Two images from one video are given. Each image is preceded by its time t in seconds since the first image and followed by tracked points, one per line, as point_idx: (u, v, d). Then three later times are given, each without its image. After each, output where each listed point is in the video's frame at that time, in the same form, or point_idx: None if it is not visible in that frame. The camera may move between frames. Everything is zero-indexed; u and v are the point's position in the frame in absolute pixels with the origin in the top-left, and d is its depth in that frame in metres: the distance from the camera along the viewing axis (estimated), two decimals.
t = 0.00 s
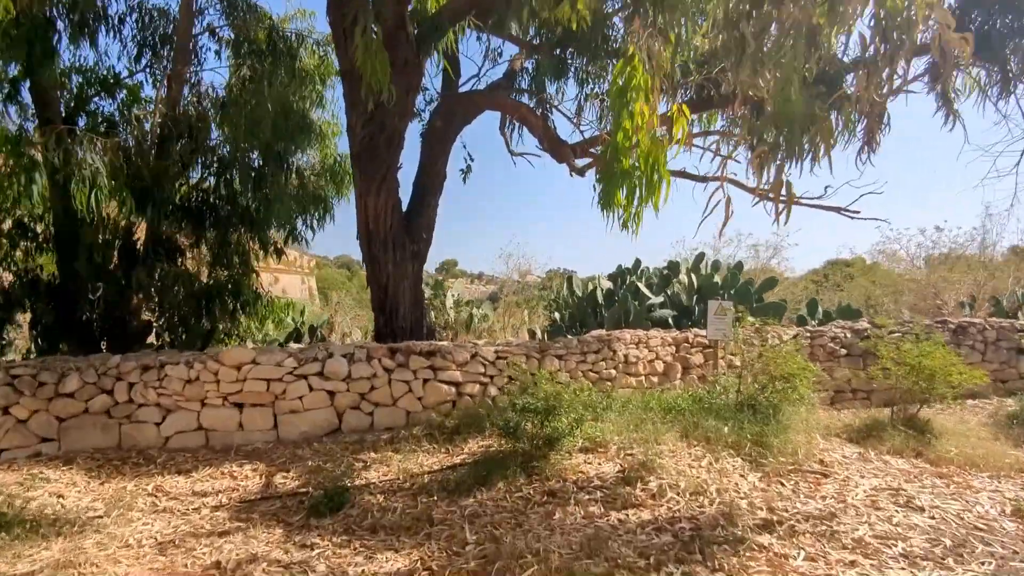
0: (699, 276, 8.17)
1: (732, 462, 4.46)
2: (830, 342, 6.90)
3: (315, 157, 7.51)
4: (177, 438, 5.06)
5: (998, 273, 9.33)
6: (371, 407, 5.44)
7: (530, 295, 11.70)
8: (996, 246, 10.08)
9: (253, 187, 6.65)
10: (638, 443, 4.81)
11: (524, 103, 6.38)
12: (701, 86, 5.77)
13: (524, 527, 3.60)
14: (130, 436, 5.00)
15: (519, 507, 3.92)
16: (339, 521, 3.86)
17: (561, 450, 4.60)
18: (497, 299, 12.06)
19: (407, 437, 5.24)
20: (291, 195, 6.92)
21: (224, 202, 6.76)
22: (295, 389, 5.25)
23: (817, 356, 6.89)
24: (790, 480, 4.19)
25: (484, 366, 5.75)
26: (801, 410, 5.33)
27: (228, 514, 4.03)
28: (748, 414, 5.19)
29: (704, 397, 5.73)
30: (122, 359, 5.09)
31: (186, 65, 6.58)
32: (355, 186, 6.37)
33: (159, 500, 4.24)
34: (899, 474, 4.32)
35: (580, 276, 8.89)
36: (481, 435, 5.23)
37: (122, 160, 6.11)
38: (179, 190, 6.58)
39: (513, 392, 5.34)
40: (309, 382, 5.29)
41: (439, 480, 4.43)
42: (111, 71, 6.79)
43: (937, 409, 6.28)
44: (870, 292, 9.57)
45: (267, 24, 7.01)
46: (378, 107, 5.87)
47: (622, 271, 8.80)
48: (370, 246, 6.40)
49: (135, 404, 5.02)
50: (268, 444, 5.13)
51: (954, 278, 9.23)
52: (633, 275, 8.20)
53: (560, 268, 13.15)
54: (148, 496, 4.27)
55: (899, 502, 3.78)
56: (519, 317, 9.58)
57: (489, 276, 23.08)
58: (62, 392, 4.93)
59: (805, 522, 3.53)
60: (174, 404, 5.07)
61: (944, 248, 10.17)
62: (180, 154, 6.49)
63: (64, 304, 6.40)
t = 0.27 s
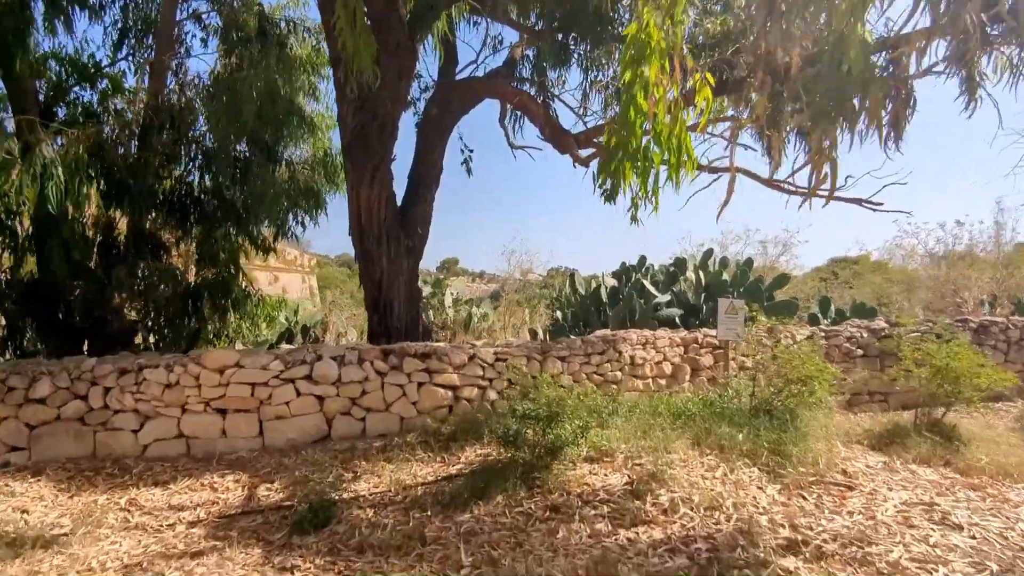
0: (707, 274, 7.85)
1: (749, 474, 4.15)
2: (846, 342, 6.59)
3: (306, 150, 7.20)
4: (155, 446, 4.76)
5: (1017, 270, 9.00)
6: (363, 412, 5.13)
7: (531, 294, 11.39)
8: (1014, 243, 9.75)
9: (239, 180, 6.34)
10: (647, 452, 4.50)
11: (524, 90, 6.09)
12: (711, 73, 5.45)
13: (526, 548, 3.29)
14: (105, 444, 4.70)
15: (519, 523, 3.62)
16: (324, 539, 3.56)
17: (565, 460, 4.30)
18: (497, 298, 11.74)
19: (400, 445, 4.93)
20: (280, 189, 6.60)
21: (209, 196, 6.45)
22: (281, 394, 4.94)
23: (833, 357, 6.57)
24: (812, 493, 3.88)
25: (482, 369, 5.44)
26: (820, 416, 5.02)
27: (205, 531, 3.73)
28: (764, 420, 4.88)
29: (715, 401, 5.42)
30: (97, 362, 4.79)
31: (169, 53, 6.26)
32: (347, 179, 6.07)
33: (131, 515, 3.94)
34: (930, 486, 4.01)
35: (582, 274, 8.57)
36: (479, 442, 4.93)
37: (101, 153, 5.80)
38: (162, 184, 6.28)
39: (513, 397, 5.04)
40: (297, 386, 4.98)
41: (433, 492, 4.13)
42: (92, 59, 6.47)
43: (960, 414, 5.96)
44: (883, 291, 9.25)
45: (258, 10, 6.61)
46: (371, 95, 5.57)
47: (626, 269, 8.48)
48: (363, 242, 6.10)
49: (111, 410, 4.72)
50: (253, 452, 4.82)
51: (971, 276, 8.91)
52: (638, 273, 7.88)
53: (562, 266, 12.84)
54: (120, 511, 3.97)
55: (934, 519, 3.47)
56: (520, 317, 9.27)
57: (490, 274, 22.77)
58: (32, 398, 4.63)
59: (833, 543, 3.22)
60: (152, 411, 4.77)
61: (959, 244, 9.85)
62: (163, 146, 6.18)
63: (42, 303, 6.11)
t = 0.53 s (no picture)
0: (712, 268, 7.57)
1: (763, 482, 3.88)
2: (858, 338, 6.31)
3: (295, 141, 6.90)
4: (132, 454, 4.50)
5: None
6: (351, 416, 4.87)
7: (531, 289, 11.12)
8: None
9: (222, 172, 6.06)
10: (652, 458, 4.23)
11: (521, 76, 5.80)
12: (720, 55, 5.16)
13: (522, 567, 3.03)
14: (80, 452, 4.45)
15: (516, 539, 3.37)
16: (305, 557, 3.29)
17: (566, 468, 4.03)
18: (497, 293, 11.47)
19: (390, 451, 4.66)
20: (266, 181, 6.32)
21: (192, 189, 6.17)
22: (264, 397, 4.67)
23: (846, 354, 6.30)
24: (831, 503, 3.62)
25: (478, 370, 5.17)
26: (835, 418, 4.75)
27: (178, 547, 3.46)
28: (776, 422, 4.61)
29: (723, 402, 5.15)
30: (69, 365, 4.52)
31: (149, 39, 5.96)
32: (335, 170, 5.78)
33: (100, 530, 3.67)
34: (960, 495, 3.73)
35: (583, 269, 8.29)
36: (475, 448, 4.66)
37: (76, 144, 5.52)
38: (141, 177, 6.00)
39: (510, 400, 4.77)
40: (281, 390, 4.71)
41: (425, 503, 3.86)
42: (68, 47, 6.18)
43: (981, 414, 5.69)
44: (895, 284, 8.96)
45: None
46: (360, 81, 5.30)
47: (628, 263, 8.20)
48: (352, 237, 5.82)
49: (84, 416, 4.47)
50: (235, 460, 4.56)
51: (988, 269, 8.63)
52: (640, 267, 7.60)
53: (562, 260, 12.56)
54: (88, 526, 3.70)
55: (967, 535, 3.20)
56: (519, 313, 9.00)
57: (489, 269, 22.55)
58: None
59: (859, 563, 2.96)
60: (128, 416, 4.51)
61: (972, 236, 9.55)
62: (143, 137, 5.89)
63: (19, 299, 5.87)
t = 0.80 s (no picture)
0: (716, 259, 7.26)
1: (775, 488, 3.59)
2: (870, 332, 6.01)
3: (280, 128, 6.60)
4: (99, 459, 4.22)
5: None
6: (334, 418, 4.58)
7: (530, 282, 10.82)
8: None
9: (199, 160, 5.76)
10: (655, 462, 3.94)
11: (513, 56, 5.53)
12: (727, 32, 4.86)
13: None
14: (42, 458, 4.17)
15: (506, 554, 3.08)
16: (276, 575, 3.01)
17: (562, 474, 3.74)
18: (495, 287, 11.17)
19: (376, 455, 4.38)
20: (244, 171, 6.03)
21: (170, 179, 5.88)
22: (240, 399, 4.38)
23: (859, 349, 6.00)
24: (850, 511, 3.33)
25: (470, 368, 4.88)
26: (850, 417, 4.46)
27: (139, 564, 3.18)
28: (787, 422, 4.31)
29: (730, 401, 4.86)
30: (31, 365, 4.24)
31: (122, 20, 5.65)
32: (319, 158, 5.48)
33: (56, 544, 3.39)
34: (990, 502, 3.44)
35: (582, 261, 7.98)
36: (466, 451, 4.37)
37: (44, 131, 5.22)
38: (115, 166, 5.70)
39: (504, 400, 4.48)
40: (259, 390, 4.42)
41: (410, 512, 3.58)
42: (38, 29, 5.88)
43: (1003, 411, 5.39)
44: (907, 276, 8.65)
45: None
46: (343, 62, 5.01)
47: (629, 255, 7.90)
48: (338, 228, 5.51)
49: (47, 420, 4.19)
50: (209, 465, 4.27)
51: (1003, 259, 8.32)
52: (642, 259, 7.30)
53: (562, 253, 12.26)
54: (43, 539, 3.42)
55: (1002, 549, 2.91)
56: (517, 307, 8.71)
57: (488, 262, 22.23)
58: None
59: None
60: (95, 419, 4.23)
61: (985, 226, 9.24)
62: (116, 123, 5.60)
63: None
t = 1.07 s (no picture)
0: (717, 255, 6.98)
1: (782, 503, 3.32)
2: (879, 331, 5.73)
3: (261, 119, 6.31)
4: (57, 470, 3.94)
5: None
6: (311, 425, 4.31)
7: (526, 278, 10.53)
8: None
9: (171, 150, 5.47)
10: (652, 474, 3.68)
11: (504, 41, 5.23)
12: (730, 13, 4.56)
13: None
14: None
15: None
16: None
17: (552, 488, 3.47)
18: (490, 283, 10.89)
19: (354, 464, 4.11)
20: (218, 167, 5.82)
21: (141, 171, 5.60)
22: (210, 405, 4.11)
23: (867, 349, 5.73)
24: (863, 530, 3.07)
25: (456, 371, 4.61)
26: (860, 424, 4.19)
27: None
28: (793, 430, 4.05)
29: (732, 405, 4.59)
30: None
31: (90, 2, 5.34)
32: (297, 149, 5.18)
33: (1, 567, 3.12)
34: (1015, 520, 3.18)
35: (577, 257, 7.70)
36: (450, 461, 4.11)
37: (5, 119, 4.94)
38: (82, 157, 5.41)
39: (492, 405, 4.22)
40: (231, 396, 4.15)
41: (387, 530, 3.31)
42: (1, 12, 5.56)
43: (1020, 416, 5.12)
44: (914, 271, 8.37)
45: None
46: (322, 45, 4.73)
47: (627, 250, 7.61)
48: (318, 223, 5.21)
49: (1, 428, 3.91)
50: (176, 476, 4.00)
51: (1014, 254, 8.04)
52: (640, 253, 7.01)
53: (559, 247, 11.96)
54: None
55: None
56: (510, 304, 8.42)
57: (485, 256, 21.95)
58: None
59: None
60: (53, 427, 3.96)
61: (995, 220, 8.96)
62: (84, 112, 5.32)
63: None
